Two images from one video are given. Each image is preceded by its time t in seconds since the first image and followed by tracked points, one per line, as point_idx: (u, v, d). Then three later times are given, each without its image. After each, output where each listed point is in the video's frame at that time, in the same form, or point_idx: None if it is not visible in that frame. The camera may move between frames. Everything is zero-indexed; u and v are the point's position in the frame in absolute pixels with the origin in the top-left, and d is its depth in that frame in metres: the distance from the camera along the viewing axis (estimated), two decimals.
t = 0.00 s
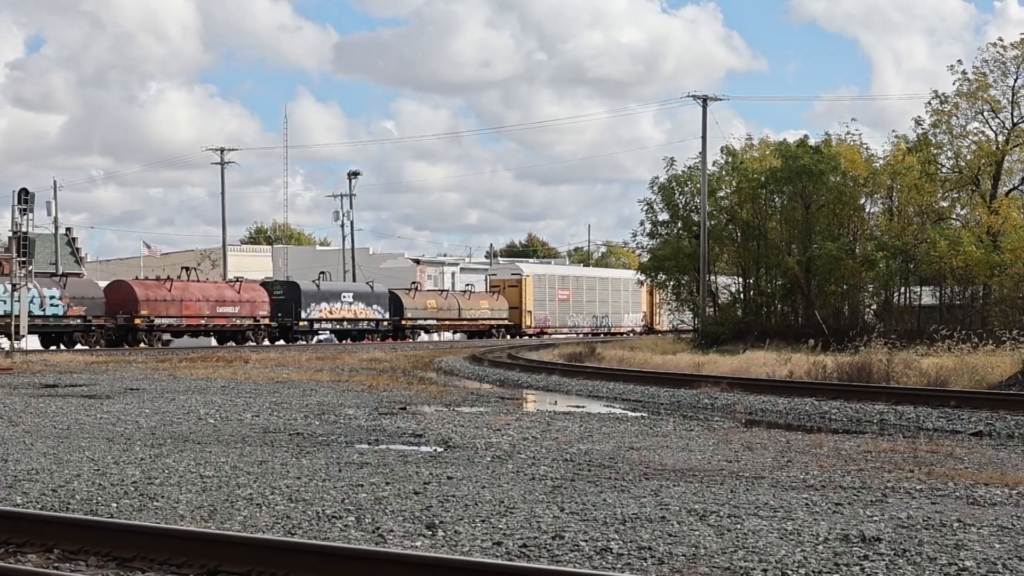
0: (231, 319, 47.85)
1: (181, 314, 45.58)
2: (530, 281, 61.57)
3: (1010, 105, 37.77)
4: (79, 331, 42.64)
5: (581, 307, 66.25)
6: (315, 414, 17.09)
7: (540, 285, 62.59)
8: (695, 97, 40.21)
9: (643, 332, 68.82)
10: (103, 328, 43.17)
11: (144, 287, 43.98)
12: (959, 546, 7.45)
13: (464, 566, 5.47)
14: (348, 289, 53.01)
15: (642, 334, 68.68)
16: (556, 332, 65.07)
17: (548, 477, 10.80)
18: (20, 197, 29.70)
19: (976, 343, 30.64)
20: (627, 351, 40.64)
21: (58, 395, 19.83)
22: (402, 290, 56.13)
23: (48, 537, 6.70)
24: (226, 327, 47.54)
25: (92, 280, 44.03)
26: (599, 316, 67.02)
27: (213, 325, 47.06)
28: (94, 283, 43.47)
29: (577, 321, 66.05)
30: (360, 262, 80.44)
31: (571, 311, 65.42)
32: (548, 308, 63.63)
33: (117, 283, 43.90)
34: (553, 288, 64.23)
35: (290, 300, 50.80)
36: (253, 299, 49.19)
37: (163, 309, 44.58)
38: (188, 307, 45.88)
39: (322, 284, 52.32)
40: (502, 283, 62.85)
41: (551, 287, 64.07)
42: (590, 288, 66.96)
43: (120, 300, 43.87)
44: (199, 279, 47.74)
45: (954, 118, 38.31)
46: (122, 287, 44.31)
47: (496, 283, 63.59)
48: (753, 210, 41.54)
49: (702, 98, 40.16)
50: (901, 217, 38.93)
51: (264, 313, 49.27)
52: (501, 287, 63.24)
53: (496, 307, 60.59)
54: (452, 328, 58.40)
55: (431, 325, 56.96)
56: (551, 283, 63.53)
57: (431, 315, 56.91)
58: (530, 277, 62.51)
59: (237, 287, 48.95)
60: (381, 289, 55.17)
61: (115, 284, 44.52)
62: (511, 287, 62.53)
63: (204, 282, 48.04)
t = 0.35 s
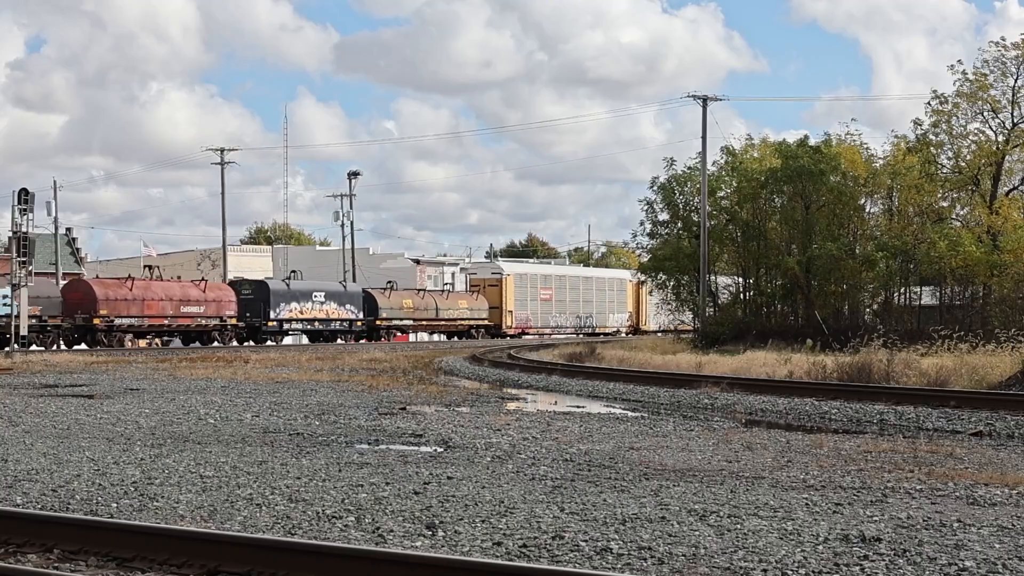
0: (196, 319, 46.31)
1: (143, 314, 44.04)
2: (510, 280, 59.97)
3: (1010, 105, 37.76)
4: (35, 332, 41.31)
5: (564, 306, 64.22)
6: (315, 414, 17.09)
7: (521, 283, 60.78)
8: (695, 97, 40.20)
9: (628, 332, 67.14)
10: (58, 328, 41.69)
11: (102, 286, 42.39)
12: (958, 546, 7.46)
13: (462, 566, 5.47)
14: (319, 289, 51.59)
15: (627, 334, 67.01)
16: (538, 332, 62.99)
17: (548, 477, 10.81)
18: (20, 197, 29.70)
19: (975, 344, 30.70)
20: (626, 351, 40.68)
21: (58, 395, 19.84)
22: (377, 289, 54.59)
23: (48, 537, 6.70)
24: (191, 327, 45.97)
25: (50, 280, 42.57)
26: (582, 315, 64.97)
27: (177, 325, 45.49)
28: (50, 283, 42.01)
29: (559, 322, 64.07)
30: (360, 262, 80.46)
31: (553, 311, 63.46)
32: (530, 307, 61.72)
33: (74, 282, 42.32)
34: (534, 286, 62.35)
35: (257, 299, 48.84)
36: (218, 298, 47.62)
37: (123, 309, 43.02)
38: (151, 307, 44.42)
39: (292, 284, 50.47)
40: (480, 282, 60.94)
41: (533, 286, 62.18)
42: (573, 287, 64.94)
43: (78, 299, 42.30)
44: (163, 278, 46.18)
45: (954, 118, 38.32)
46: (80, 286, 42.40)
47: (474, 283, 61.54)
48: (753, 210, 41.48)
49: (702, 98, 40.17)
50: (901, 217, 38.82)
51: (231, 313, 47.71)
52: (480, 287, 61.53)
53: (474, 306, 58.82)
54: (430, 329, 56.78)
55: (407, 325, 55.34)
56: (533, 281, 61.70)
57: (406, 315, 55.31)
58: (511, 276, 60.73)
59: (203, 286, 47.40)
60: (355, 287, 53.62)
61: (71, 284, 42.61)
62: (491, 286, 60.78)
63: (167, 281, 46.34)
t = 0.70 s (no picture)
0: (159, 319, 44.36)
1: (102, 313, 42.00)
2: (490, 279, 58.89)
3: (1010, 105, 37.74)
4: None
5: (547, 305, 62.98)
6: (315, 414, 17.09)
7: (502, 282, 59.64)
8: (695, 97, 40.19)
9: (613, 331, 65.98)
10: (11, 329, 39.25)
11: (61, 284, 40.23)
12: (958, 546, 7.46)
13: (462, 566, 5.47)
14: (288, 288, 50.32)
15: (612, 334, 65.95)
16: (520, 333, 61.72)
17: (548, 477, 10.81)
18: (20, 197, 29.71)
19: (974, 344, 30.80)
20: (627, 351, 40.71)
21: (58, 395, 19.84)
22: (351, 289, 53.46)
23: (48, 537, 6.71)
24: (153, 327, 44.02)
25: None
26: (565, 315, 63.74)
27: (138, 324, 43.51)
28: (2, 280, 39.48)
29: (543, 322, 62.87)
30: (360, 262, 80.48)
31: (535, 311, 62.24)
32: (511, 307, 60.45)
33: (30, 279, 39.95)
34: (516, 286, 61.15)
35: (225, 298, 47.55)
36: (182, 297, 45.70)
37: (81, 308, 40.91)
38: (111, 307, 42.35)
39: (260, 283, 49.24)
40: (459, 281, 59.79)
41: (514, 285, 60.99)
42: (557, 286, 63.60)
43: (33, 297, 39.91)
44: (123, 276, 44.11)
45: (953, 118, 38.29)
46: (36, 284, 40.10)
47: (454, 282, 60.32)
48: (753, 210, 41.44)
49: (702, 98, 40.18)
50: (901, 217, 38.90)
51: (195, 312, 45.94)
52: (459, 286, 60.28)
53: (451, 306, 57.75)
54: (406, 329, 55.72)
55: (383, 325, 54.24)
56: (513, 280, 60.56)
57: (382, 315, 54.24)
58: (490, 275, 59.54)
59: (165, 284, 45.43)
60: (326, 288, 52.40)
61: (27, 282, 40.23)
62: (470, 286, 59.64)
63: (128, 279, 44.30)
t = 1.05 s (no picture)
0: (120, 320, 42.89)
1: (59, 313, 40.56)
2: (469, 278, 57.70)
3: (1010, 105, 37.75)
4: None
5: (528, 305, 61.97)
6: (315, 414, 17.10)
7: (482, 282, 58.62)
8: (695, 97, 40.21)
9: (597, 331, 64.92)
10: None
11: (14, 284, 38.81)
12: (958, 546, 7.46)
13: (463, 566, 5.47)
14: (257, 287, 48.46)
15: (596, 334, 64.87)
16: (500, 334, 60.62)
17: (548, 477, 10.81)
18: (20, 197, 29.71)
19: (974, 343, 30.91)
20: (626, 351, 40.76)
21: (58, 395, 19.87)
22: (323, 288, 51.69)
23: (48, 537, 6.71)
24: (113, 328, 42.56)
25: None
26: (547, 315, 62.75)
27: (97, 324, 42.06)
28: None
29: (524, 322, 61.79)
30: (360, 262, 80.54)
31: (516, 310, 61.18)
32: (491, 308, 59.23)
33: None
34: (495, 285, 60.11)
35: (189, 297, 45.86)
36: (145, 296, 44.15)
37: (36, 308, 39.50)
38: (68, 307, 40.92)
39: (226, 281, 47.42)
40: (438, 280, 58.37)
41: (493, 284, 59.92)
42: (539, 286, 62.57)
43: None
44: (84, 274, 42.62)
45: (953, 118, 38.30)
46: None
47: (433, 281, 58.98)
48: (752, 211, 41.47)
49: (702, 98, 40.23)
50: (901, 217, 38.86)
51: (158, 311, 44.35)
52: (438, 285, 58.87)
53: (428, 306, 56.30)
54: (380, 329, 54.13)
55: (356, 326, 52.54)
56: (493, 280, 59.58)
57: (355, 315, 52.57)
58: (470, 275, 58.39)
59: (127, 283, 43.88)
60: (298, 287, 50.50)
61: None
62: (450, 285, 58.24)
63: (88, 278, 42.78)
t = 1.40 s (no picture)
0: (78, 319, 41.00)
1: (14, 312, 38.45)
2: (448, 277, 56.53)
3: (1010, 105, 37.71)
4: None
5: (508, 305, 60.87)
6: (315, 414, 17.08)
7: (460, 281, 57.54)
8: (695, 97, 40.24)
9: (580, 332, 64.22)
10: None
11: None
12: (958, 545, 7.45)
13: (464, 566, 5.47)
14: (224, 284, 46.97)
15: (579, 336, 64.34)
16: (480, 334, 59.45)
17: (548, 477, 10.80)
18: (20, 196, 29.70)
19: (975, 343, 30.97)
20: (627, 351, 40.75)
21: (58, 395, 19.83)
22: (294, 287, 50.44)
23: (48, 537, 6.71)
24: (71, 329, 40.63)
25: None
26: (528, 315, 61.75)
27: (54, 324, 40.13)
28: None
29: (504, 322, 60.58)
30: (361, 262, 80.52)
31: (496, 310, 60.08)
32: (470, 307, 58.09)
33: None
34: (474, 284, 59.01)
35: (151, 296, 44.09)
36: (104, 295, 42.34)
37: None
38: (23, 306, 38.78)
39: (190, 280, 45.71)
40: (415, 279, 57.30)
41: (473, 284, 58.83)
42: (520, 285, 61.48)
43: None
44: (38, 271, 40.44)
45: (953, 118, 38.29)
46: None
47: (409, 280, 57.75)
48: (752, 211, 41.42)
49: (702, 98, 40.22)
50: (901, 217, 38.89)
51: (119, 311, 42.67)
52: (413, 285, 57.78)
53: (403, 305, 55.38)
54: (353, 329, 53.11)
55: (329, 326, 51.48)
56: (472, 279, 58.52)
57: (327, 314, 51.47)
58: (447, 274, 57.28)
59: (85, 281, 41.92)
60: (267, 286, 49.21)
61: None
62: (427, 284, 57.07)
63: (43, 275, 40.67)
